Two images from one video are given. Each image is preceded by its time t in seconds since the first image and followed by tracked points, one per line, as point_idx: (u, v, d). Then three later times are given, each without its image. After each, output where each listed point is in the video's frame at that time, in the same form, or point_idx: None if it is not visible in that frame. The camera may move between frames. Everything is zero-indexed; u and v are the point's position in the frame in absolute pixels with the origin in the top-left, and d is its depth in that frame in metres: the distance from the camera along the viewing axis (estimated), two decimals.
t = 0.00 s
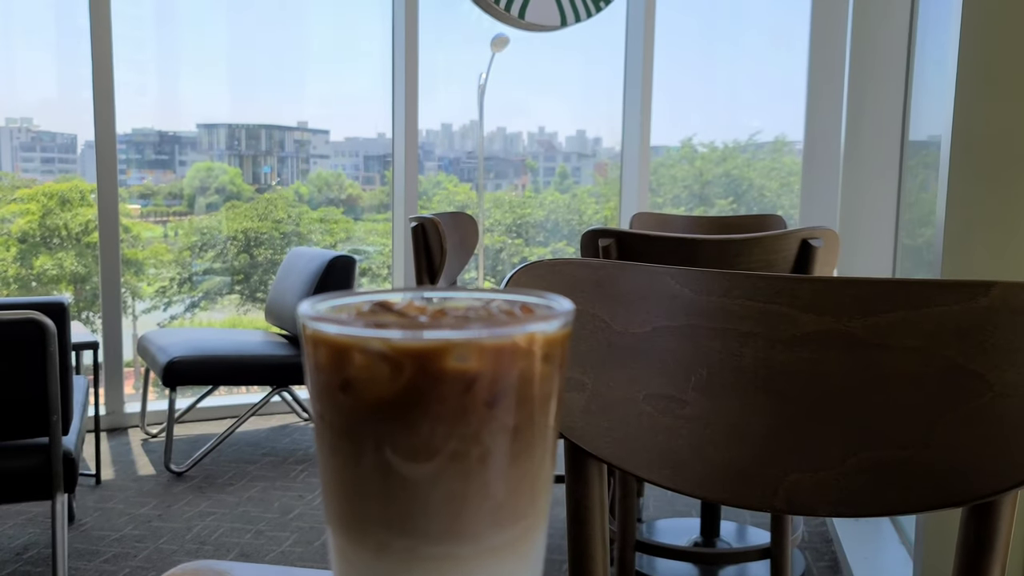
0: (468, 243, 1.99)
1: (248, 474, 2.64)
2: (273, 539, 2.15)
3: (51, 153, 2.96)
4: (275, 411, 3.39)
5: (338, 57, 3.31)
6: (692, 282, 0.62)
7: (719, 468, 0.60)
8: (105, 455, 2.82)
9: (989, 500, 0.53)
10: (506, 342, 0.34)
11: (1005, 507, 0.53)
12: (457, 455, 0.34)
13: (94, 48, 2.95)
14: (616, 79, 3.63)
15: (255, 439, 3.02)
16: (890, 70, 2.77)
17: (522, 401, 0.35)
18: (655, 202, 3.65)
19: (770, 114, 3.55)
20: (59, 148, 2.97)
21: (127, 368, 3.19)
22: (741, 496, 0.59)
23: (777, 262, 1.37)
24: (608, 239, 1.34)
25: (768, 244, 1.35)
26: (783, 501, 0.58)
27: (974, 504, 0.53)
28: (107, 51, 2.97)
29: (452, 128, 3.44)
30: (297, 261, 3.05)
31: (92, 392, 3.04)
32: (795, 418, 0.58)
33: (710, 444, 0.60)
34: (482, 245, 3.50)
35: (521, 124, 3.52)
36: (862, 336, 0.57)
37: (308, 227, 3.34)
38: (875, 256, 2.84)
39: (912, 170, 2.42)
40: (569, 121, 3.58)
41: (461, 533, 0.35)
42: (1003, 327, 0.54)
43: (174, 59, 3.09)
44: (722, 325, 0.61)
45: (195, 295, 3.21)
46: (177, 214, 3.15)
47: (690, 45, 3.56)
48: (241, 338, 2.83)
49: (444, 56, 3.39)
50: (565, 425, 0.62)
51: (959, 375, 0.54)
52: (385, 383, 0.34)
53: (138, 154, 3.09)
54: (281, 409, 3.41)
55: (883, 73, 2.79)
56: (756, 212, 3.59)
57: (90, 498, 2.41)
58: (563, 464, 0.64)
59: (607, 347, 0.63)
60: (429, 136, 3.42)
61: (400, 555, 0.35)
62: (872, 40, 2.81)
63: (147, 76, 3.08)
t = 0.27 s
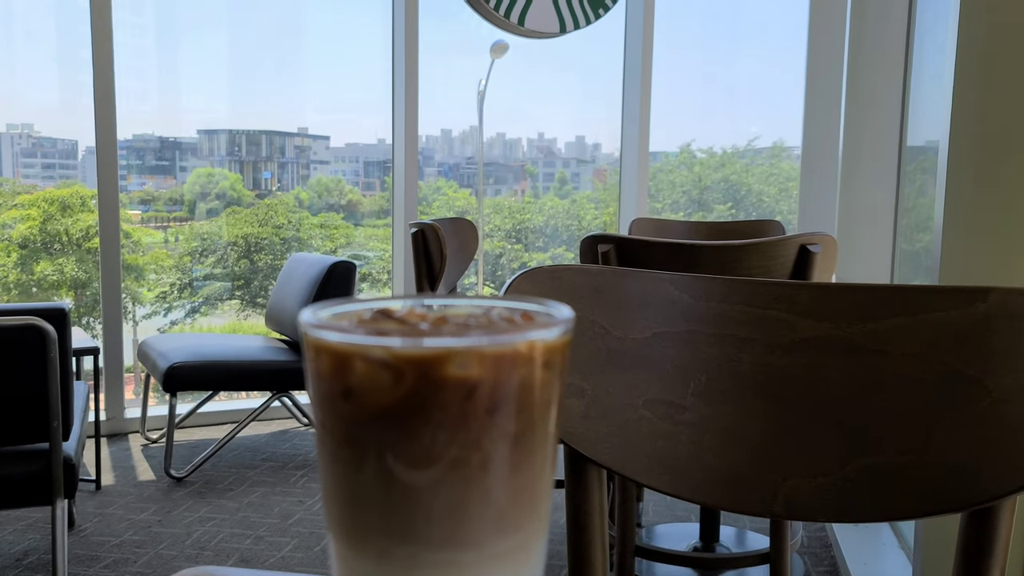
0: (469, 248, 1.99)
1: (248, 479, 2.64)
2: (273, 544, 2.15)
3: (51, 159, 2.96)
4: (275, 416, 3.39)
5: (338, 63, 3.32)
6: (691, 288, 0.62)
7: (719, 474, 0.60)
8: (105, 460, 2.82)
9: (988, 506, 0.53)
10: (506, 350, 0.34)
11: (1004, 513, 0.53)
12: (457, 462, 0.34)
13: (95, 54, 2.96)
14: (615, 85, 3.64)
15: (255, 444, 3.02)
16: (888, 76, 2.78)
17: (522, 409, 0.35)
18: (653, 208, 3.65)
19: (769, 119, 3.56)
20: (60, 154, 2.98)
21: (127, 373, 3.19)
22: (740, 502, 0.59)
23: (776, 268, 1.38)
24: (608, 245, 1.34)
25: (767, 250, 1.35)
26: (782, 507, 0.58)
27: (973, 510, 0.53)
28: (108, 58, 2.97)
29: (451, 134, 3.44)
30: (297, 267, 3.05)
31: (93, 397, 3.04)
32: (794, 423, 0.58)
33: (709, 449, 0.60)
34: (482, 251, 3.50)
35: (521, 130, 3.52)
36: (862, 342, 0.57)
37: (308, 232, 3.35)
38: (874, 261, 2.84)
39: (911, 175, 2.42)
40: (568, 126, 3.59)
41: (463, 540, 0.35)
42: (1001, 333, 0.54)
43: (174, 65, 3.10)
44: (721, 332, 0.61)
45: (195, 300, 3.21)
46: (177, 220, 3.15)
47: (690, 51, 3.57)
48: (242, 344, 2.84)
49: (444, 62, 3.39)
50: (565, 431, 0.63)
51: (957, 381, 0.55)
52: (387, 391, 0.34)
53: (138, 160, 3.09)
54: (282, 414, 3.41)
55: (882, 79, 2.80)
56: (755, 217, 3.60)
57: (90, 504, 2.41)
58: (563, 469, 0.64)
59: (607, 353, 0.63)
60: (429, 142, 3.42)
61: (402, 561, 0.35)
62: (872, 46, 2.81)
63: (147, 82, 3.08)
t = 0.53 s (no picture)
0: (469, 252, 1.99)
1: (248, 483, 2.64)
2: (274, 547, 2.15)
3: (52, 163, 2.96)
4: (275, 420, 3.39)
5: (338, 68, 3.32)
6: (690, 292, 0.62)
7: (718, 477, 0.60)
8: (105, 465, 2.81)
9: (989, 508, 0.53)
10: (506, 356, 0.34)
11: (1004, 517, 0.53)
12: (458, 467, 0.35)
13: (96, 59, 2.96)
14: (614, 89, 3.65)
15: (255, 448, 3.02)
16: (886, 80, 2.79)
17: (522, 414, 0.36)
18: (653, 212, 3.66)
19: (767, 123, 3.57)
20: (60, 158, 2.98)
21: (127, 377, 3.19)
22: (740, 506, 0.59)
23: (775, 271, 1.38)
24: (607, 248, 1.35)
25: (765, 253, 1.35)
26: (782, 510, 0.59)
27: (972, 513, 0.53)
28: (108, 62, 2.98)
29: (451, 138, 3.45)
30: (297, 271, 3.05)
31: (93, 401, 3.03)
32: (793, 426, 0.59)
33: (709, 453, 0.60)
34: (481, 254, 3.50)
35: (520, 135, 3.53)
36: (861, 346, 0.58)
37: (308, 236, 3.35)
38: (873, 264, 2.85)
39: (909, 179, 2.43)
40: (568, 130, 3.60)
41: (463, 545, 0.35)
42: (1000, 336, 0.54)
43: (174, 69, 3.10)
44: (721, 335, 0.61)
45: (195, 304, 3.21)
46: (178, 224, 3.16)
47: (689, 55, 3.58)
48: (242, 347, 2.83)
49: (444, 66, 3.40)
50: (565, 435, 0.63)
51: (956, 385, 0.55)
52: (387, 396, 0.34)
53: (139, 164, 3.09)
54: (282, 418, 3.41)
55: (881, 83, 2.81)
56: (754, 220, 3.60)
57: (90, 508, 2.41)
58: (563, 473, 0.64)
59: (607, 357, 0.63)
60: (429, 146, 3.42)
61: (402, 566, 0.35)
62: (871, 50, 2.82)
63: (148, 86, 3.08)
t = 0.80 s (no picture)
0: (469, 258, 1.99)
1: (248, 490, 2.64)
2: (273, 554, 2.15)
3: (52, 170, 2.97)
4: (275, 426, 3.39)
5: (338, 74, 3.33)
6: (689, 298, 0.62)
7: (718, 483, 0.60)
8: (105, 471, 2.81)
9: (989, 516, 0.53)
10: (505, 364, 0.34)
11: (1005, 524, 0.53)
12: (458, 476, 0.35)
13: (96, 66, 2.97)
14: (613, 96, 3.65)
15: (255, 454, 3.02)
16: (884, 85, 2.80)
17: (522, 423, 0.36)
18: (652, 218, 3.66)
19: (766, 129, 3.57)
20: (61, 165, 2.98)
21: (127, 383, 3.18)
22: (740, 513, 0.59)
23: (774, 278, 1.38)
24: (606, 255, 1.35)
25: (764, 259, 1.35)
26: (782, 517, 0.59)
27: (973, 521, 0.53)
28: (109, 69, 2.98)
29: (451, 144, 3.45)
30: (297, 278, 3.06)
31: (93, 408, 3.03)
32: (792, 433, 0.59)
33: (709, 460, 0.60)
34: (481, 260, 3.49)
35: (520, 141, 3.54)
36: (860, 353, 0.58)
37: (308, 243, 3.35)
38: (872, 270, 2.85)
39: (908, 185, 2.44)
40: (567, 136, 3.60)
41: (463, 553, 0.35)
42: (999, 343, 0.54)
43: (175, 76, 3.11)
44: (720, 342, 0.61)
45: (196, 310, 3.21)
46: (178, 230, 3.16)
47: (686, 62, 3.59)
48: (242, 354, 2.83)
49: (444, 73, 3.40)
50: (565, 441, 0.63)
51: (956, 391, 0.55)
52: (388, 405, 0.34)
53: (139, 171, 3.10)
54: (282, 424, 3.40)
55: (879, 89, 2.81)
56: (753, 227, 3.61)
57: (90, 515, 2.41)
58: (562, 479, 0.64)
59: (606, 364, 0.63)
60: (429, 152, 3.42)
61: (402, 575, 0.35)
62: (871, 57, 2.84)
63: (148, 92, 3.09)
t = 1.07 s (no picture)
0: (469, 266, 2.00)
1: (248, 498, 2.63)
2: (273, 562, 2.14)
3: (52, 178, 2.98)
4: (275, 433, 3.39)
5: (338, 82, 3.34)
6: (689, 306, 0.63)
7: (718, 491, 0.60)
8: (105, 479, 2.81)
9: (989, 523, 0.53)
10: (505, 374, 0.34)
11: (1005, 531, 0.53)
12: (458, 485, 0.35)
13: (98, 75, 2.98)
14: (612, 104, 3.67)
15: (255, 462, 3.01)
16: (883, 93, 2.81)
17: (523, 432, 0.36)
18: (651, 225, 3.67)
19: (765, 136, 3.58)
20: (61, 173, 2.99)
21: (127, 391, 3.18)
22: (740, 520, 0.59)
23: (774, 286, 1.38)
24: (606, 262, 1.36)
25: (762, 267, 1.36)
26: (782, 525, 0.59)
27: (973, 528, 0.53)
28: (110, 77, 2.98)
29: (451, 152, 3.46)
30: (297, 286, 3.06)
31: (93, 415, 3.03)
32: (792, 440, 0.59)
33: (709, 468, 0.60)
34: (481, 267, 3.49)
35: (519, 149, 3.55)
36: (859, 361, 0.58)
37: (308, 250, 3.35)
38: (870, 277, 2.86)
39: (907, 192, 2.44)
40: (566, 144, 3.61)
41: (464, 562, 0.35)
42: (998, 350, 0.54)
43: (176, 85, 3.12)
44: (719, 350, 0.61)
45: (195, 318, 3.21)
46: (178, 238, 3.16)
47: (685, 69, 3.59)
48: (242, 362, 2.83)
49: (444, 81, 3.41)
50: (564, 449, 0.63)
51: (955, 399, 0.55)
52: (388, 414, 0.34)
53: (139, 178, 3.10)
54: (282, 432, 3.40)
55: (877, 96, 2.82)
56: (752, 234, 3.61)
57: (90, 523, 2.40)
58: (562, 487, 0.64)
59: (606, 372, 0.63)
60: (428, 160, 3.43)
61: None
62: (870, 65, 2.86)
63: (149, 100, 3.09)
